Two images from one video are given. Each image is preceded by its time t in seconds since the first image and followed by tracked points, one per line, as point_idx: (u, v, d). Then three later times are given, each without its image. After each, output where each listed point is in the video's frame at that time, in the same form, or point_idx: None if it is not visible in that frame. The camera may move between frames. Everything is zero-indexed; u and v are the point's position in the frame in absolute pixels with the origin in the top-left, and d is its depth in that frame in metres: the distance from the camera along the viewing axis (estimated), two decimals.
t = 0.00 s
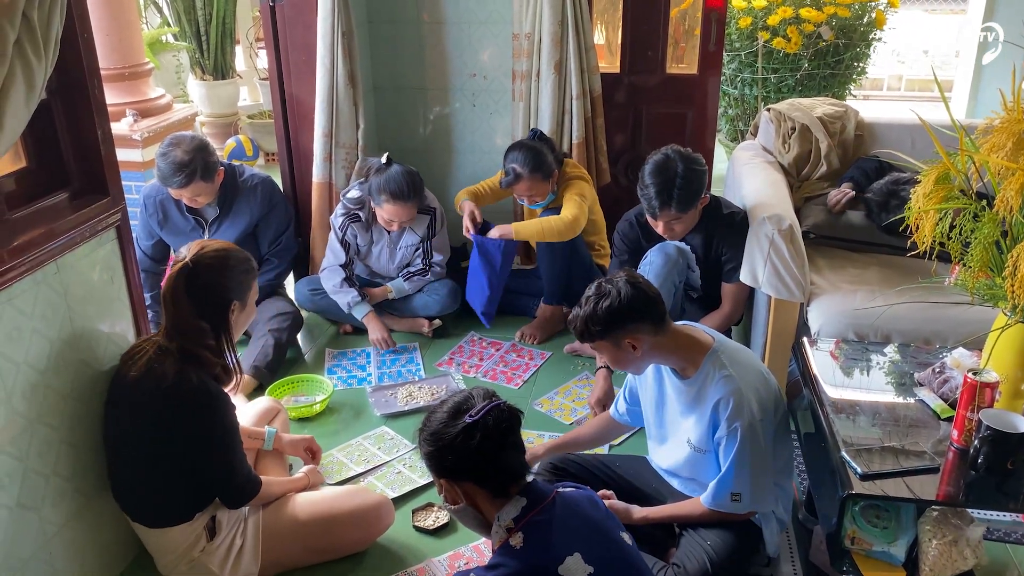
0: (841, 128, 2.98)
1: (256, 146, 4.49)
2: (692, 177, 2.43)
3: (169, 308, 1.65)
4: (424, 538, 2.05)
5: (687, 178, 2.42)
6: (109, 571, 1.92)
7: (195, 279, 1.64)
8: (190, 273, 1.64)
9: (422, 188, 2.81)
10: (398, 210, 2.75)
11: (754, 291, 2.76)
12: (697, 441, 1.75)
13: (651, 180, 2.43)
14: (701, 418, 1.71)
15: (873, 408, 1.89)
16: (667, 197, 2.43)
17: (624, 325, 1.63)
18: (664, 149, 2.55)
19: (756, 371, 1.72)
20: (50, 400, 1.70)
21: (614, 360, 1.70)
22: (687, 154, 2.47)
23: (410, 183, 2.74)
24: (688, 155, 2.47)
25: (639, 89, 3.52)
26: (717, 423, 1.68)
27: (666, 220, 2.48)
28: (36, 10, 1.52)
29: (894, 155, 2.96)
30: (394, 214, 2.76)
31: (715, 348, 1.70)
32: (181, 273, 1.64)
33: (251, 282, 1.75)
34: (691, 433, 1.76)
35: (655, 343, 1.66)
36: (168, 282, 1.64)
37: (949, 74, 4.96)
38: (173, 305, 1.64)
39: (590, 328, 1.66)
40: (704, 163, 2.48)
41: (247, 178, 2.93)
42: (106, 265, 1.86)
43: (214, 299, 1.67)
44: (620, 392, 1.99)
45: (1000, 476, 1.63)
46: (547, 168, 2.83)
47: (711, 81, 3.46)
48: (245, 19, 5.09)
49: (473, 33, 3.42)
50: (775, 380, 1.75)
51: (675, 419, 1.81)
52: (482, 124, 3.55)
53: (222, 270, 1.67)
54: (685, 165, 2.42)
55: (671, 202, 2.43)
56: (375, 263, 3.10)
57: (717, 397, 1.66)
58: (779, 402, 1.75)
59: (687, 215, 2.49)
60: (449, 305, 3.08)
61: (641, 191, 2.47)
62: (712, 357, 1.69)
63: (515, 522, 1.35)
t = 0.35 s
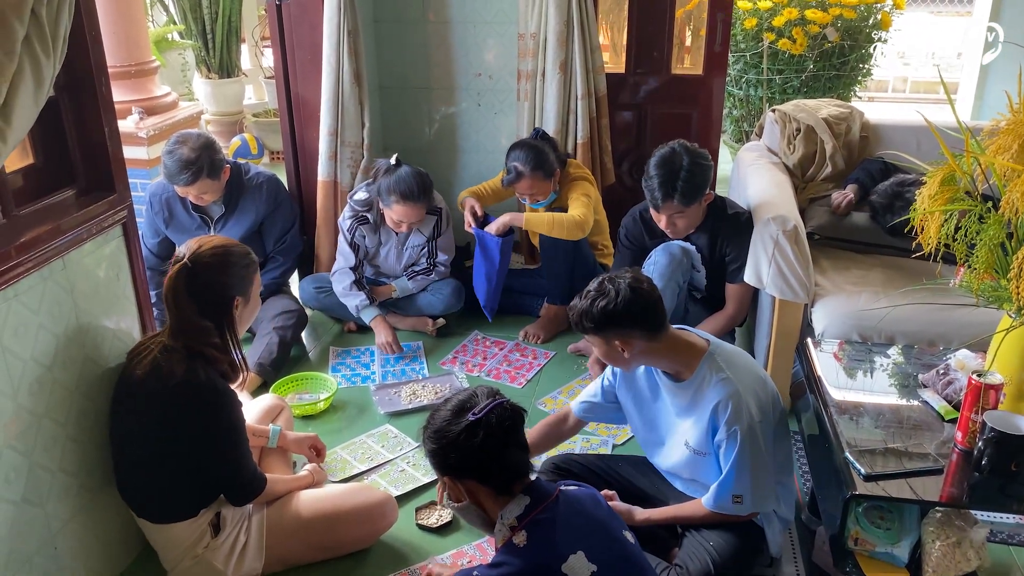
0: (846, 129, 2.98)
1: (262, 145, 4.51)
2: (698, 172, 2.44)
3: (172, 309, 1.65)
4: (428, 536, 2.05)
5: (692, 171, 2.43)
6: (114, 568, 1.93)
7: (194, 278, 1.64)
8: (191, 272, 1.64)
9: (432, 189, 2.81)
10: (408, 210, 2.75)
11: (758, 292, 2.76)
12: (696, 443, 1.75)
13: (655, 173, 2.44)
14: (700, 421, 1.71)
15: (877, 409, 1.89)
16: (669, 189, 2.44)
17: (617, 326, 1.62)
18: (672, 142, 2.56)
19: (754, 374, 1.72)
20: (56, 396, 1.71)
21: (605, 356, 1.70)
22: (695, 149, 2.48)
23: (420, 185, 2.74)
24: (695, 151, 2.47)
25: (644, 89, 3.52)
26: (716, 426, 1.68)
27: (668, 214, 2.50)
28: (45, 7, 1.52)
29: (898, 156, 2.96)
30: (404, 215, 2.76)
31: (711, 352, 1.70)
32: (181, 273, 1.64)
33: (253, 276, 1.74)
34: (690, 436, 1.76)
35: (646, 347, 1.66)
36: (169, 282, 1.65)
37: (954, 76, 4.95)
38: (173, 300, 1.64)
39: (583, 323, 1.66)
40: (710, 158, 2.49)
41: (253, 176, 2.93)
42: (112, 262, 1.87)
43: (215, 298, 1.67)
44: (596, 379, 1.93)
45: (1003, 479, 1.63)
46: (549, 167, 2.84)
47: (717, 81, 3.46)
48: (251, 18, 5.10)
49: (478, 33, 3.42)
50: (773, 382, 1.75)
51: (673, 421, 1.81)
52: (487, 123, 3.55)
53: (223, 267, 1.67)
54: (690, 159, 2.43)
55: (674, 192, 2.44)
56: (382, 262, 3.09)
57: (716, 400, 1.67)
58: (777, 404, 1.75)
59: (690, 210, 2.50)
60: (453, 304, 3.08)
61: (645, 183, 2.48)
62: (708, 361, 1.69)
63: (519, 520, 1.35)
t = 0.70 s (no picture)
0: (850, 130, 2.97)
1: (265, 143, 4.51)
2: (688, 152, 2.45)
3: (172, 305, 1.65)
4: (429, 534, 2.06)
5: (681, 151, 2.43)
6: (117, 564, 1.93)
7: (194, 274, 1.65)
8: (190, 269, 1.64)
9: (437, 189, 2.81)
10: (415, 211, 2.74)
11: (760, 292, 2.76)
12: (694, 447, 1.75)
13: (648, 150, 2.47)
14: (699, 425, 1.71)
15: (880, 410, 1.89)
16: (656, 166, 2.45)
17: (617, 326, 1.62)
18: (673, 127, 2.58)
19: (753, 377, 1.72)
20: (60, 392, 1.71)
21: (602, 357, 1.70)
22: (692, 133, 2.49)
23: (426, 185, 2.74)
24: (692, 136, 2.48)
25: (647, 89, 3.52)
26: (716, 429, 1.68)
27: (656, 192, 2.50)
28: (51, 4, 1.52)
29: (902, 157, 2.95)
30: (410, 215, 2.75)
31: (709, 356, 1.71)
32: (180, 270, 1.64)
33: (252, 271, 1.74)
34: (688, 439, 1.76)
35: (644, 348, 1.66)
36: (169, 279, 1.65)
37: (958, 77, 4.94)
38: (173, 297, 1.64)
39: (583, 323, 1.66)
40: (706, 144, 2.50)
41: (257, 174, 2.94)
42: (116, 259, 1.87)
43: (216, 295, 1.67)
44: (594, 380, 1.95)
45: (1005, 479, 1.63)
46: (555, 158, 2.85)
47: (720, 82, 3.46)
48: (255, 16, 5.11)
49: (482, 32, 3.42)
50: (772, 385, 1.75)
51: (669, 424, 1.80)
52: (490, 122, 3.56)
53: (223, 263, 1.67)
54: (684, 140, 2.44)
55: (660, 169, 2.45)
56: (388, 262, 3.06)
57: (714, 403, 1.66)
58: (776, 407, 1.74)
59: (678, 190, 2.49)
60: (456, 303, 3.10)
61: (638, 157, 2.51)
62: (706, 364, 1.69)
63: (530, 519, 1.36)
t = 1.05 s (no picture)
0: (850, 129, 2.97)
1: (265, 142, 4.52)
2: (681, 145, 2.46)
3: (173, 302, 1.66)
4: (428, 533, 2.06)
5: (673, 144, 2.45)
6: (117, 562, 1.94)
7: (195, 271, 1.65)
8: (192, 266, 1.65)
9: (439, 189, 2.81)
10: (416, 210, 2.74)
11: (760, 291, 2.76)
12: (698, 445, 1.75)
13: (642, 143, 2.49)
14: (703, 423, 1.71)
15: (879, 410, 1.89)
16: (648, 156, 2.47)
17: (635, 313, 1.63)
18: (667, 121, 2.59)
19: (759, 376, 1.72)
20: (60, 390, 1.72)
21: (614, 344, 1.70)
22: (685, 127, 2.51)
23: (428, 184, 2.74)
24: (687, 130, 2.50)
25: (648, 89, 3.52)
26: (720, 428, 1.68)
27: (648, 184, 2.52)
28: (52, 2, 1.53)
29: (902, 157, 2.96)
30: (410, 215, 2.76)
31: (716, 353, 1.71)
32: (182, 266, 1.64)
33: (253, 270, 1.75)
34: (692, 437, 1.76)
35: (658, 339, 1.67)
36: (170, 275, 1.65)
37: (959, 78, 4.95)
38: (174, 293, 1.64)
39: (600, 307, 1.65)
40: (700, 139, 2.52)
41: (258, 173, 2.95)
42: (116, 257, 1.88)
43: (217, 292, 1.68)
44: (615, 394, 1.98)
45: (1004, 479, 1.63)
46: (558, 155, 2.85)
47: (720, 82, 3.46)
48: (255, 15, 5.11)
49: (483, 32, 3.43)
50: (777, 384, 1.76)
51: (674, 421, 1.81)
52: (490, 122, 3.56)
53: (225, 260, 1.67)
54: (677, 133, 2.46)
55: (651, 161, 2.47)
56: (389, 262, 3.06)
57: (719, 402, 1.67)
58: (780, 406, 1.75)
59: (671, 182, 2.50)
60: (456, 302, 3.11)
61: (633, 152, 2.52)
62: (713, 362, 1.70)
63: (538, 516, 1.37)
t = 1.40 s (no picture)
0: (848, 128, 2.98)
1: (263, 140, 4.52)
2: (678, 144, 2.47)
3: (173, 298, 1.66)
4: (427, 530, 2.06)
5: (670, 142, 2.45)
6: (116, 559, 1.94)
7: (200, 265, 1.66)
8: (196, 259, 1.65)
9: (437, 180, 2.81)
10: (413, 198, 2.74)
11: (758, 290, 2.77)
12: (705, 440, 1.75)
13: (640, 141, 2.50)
14: (711, 418, 1.71)
15: (877, 408, 1.89)
16: (645, 154, 2.48)
17: (639, 306, 1.65)
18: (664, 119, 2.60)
19: (771, 376, 1.73)
20: (59, 387, 1.72)
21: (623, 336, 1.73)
22: (683, 125, 2.51)
23: (426, 173, 2.74)
24: (684, 129, 2.50)
25: (646, 87, 3.52)
26: (727, 423, 1.68)
27: (646, 182, 2.52)
28: None
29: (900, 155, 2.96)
30: (409, 204, 2.76)
31: (729, 349, 1.71)
32: (186, 261, 1.65)
33: (255, 268, 1.76)
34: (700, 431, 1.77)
35: (665, 332, 1.68)
36: (174, 270, 1.66)
37: (957, 77, 4.96)
38: (177, 288, 1.65)
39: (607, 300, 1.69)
40: (698, 137, 2.52)
41: (256, 171, 2.95)
42: (115, 255, 1.88)
43: (218, 288, 1.68)
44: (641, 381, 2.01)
45: (1001, 477, 1.64)
46: (558, 154, 2.85)
47: (719, 80, 3.46)
48: (254, 14, 5.11)
49: (481, 30, 3.43)
50: (785, 384, 1.76)
51: (685, 416, 1.81)
52: (489, 121, 3.56)
53: (228, 257, 1.68)
54: (675, 131, 2.46)
55: (648, 158, 2.47)
56: (381, 256, 3.11)
57: (729, 397, 1.67)
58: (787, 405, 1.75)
59: (668, 180, 2.50)
60: (454, 300, 3.11)
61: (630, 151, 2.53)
62: (724, 358, 1.70)
63: (532, 514, 1.37)
